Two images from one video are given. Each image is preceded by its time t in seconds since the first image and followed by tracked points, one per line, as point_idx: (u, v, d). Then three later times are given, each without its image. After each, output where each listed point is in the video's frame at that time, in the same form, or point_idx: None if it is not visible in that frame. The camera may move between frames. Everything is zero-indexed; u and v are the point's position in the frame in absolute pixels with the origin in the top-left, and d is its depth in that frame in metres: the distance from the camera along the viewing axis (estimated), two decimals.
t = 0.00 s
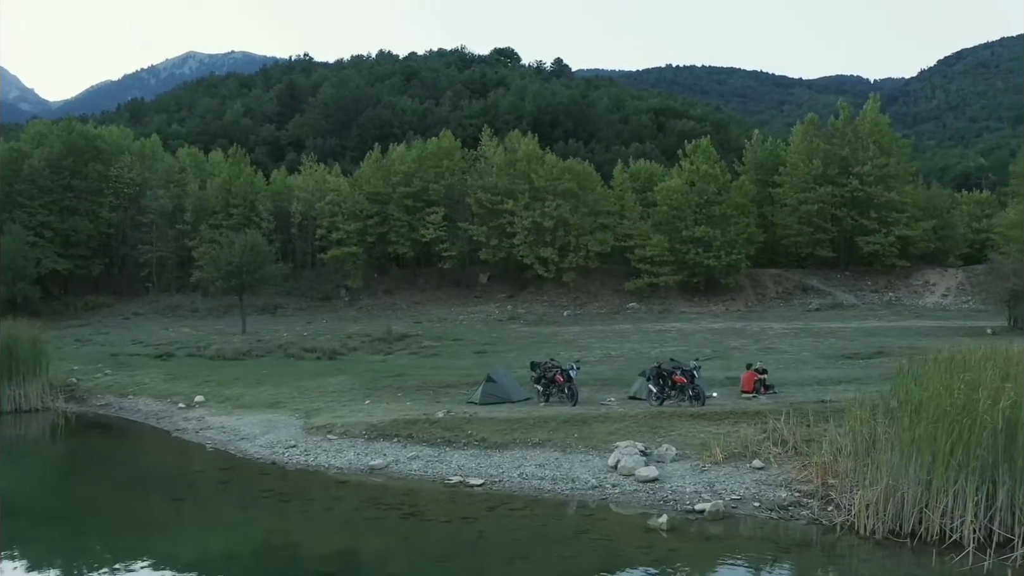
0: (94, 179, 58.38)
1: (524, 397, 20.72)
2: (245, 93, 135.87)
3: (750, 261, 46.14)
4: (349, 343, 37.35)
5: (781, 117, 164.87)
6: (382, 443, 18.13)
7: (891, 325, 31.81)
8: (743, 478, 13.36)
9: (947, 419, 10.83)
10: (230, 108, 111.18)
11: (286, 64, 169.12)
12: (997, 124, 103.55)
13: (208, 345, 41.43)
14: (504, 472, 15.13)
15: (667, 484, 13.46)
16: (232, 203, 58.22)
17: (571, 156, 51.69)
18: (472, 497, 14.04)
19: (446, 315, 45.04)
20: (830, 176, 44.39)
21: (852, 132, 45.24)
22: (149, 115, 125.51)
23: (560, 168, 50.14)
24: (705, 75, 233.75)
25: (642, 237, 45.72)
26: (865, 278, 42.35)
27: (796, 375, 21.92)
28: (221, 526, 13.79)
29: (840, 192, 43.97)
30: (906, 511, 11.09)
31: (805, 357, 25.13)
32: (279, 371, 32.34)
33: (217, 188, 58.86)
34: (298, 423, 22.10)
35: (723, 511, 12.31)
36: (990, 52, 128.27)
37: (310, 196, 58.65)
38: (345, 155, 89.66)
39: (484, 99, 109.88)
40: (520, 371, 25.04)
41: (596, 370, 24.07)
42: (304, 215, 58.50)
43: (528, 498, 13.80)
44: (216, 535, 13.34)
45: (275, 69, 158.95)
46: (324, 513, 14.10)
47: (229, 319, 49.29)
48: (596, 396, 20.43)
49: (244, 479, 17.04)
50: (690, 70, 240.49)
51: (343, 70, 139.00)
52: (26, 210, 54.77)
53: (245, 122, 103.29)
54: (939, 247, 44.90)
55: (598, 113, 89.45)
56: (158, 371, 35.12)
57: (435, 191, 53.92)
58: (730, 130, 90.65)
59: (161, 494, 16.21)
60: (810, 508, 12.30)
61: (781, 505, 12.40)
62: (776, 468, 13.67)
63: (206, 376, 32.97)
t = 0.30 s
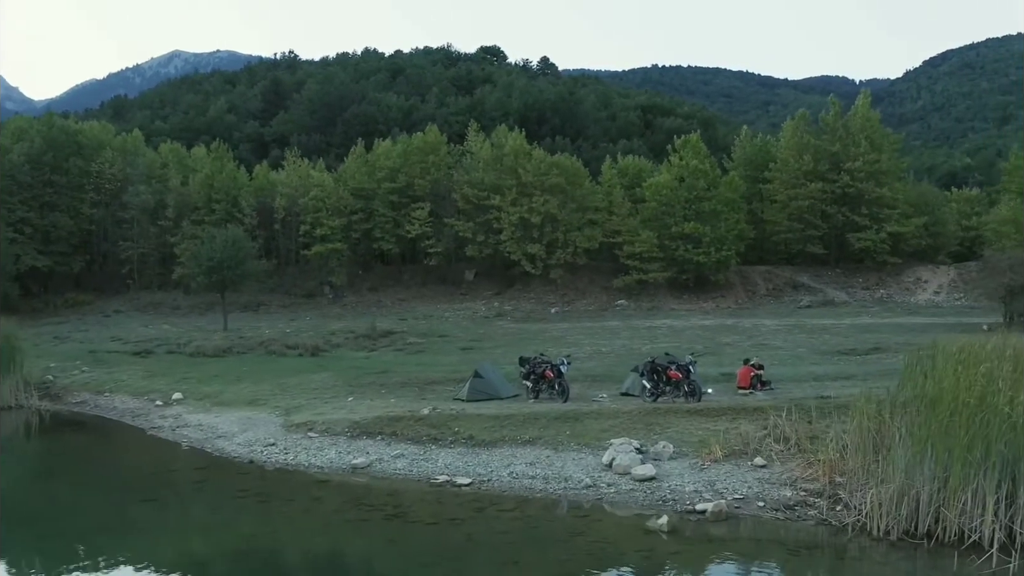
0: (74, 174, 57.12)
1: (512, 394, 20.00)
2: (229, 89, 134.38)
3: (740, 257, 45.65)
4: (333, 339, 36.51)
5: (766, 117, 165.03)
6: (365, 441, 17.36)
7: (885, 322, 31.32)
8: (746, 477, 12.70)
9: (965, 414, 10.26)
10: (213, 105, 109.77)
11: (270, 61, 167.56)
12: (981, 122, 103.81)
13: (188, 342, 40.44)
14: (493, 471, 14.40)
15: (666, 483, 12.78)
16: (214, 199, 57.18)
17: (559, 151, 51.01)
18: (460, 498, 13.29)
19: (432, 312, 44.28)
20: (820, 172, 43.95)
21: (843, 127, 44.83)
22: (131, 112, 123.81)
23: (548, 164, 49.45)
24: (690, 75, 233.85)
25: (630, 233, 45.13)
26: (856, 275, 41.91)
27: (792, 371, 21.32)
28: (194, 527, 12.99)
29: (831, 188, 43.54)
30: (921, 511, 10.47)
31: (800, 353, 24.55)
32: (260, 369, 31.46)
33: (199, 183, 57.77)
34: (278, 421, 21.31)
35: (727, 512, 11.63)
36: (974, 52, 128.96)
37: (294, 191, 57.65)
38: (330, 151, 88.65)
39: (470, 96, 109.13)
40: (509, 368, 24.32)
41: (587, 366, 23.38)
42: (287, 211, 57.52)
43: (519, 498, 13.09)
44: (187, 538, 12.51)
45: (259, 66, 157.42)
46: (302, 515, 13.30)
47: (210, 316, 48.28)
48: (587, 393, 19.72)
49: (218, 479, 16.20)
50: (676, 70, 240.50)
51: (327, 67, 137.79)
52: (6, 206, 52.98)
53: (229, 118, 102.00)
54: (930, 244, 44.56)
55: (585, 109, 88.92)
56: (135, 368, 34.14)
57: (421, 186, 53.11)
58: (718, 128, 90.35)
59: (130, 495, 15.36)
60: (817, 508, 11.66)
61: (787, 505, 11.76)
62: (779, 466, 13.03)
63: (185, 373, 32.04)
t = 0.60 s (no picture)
0: (61, 171, 56.03)
1: (504, 391, 19.46)
2: (216, 87, 133.24)
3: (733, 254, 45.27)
4: (321, 337, 35.90)
5: (756, 117, 164.96)
6: (352, 439, 16.78)
7: (881, 319, 30.94)
8: (748, 475, 12.23)
9: (981, 408, 9.85)
10: (201, 102, 108.77)
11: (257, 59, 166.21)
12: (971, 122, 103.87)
13: (173, 340, 39.74)
14: (486, 469, 13.86)
15: (665, 482, 12.28)
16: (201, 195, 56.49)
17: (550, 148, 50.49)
18: (450, 499, 12.73)
19: (421, 309, 43.69)
20: (814, 169, 43.62)
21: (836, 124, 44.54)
22: (118, 109, 122.46)
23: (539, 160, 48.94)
24: (680, 75, 233.81)
25: (622, 230, 44.73)
26: (849, 273, 41.57)
27: (789, 368, 20.88)
28: (174, 529, 12.40)
29: (824, 185, 43.22)
30: (934, 510, 10.02)
31: (797, 350, 24.11)
32: (246, 366, 30.81)
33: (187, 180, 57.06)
34: (262, 419, 20.69)
35: (731, 513, 11.13)
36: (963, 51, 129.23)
37: (282, 188, 56.95)
38: (319, 149, 87.82)
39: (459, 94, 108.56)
40: (501, 366, 23.76)
41: (580, 364, 22.88)
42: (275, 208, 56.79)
43: (513, 497, 12.57)
44: (165, 540, 11.90)
45: (248, 64, 156.27)
46: (285, 516, 12.70)
47: (197, 314, 47.54)
48: (581, 390, 19.18)
49: (200, 479, 15.59)
50: (666, 70, 240.34)
51: (316, 65, 136.89)
52: None
53: (217, 116, 100.99)
54: (924, 242, 44.29)
55: (576, 107, 88.49)
56: (119, 366, 33.43)
57: (411, 183, 52.50)
58: (708, 126, 90.07)
59: (106, 495, 14.72)
60: (825, 508, 11.19)
61: (793, 505, 11.27)
62: (782, 465, 12.55)
63: (169, 370, 31.38)
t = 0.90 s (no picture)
0: (47, 168, 55.05)
1: (496, 389, 18.96)
2: (204, 85, 132.08)
3: (725, 252, 44.90)
4: (308, 334, 35.28)
5: (746, 117, 164.87)
6: (338, 438, 16.20)
7: (877, 317, 30.57)
8: (751, 475, 11.75)
9: (998, 405, 9.44)
10: (189, 99, 107.75)
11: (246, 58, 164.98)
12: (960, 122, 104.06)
13: (158, 338, 39.02)
14: (477, 469, 13.33)
15: (665, 482, 11.77)
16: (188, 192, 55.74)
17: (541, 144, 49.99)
18: (439, 500, 12.16)
19: (411, 307, 43.10)
20: (807, 166, 43.30)
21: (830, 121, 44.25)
22: (105, 107, 121.14)
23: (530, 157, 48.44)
24: (670, 75, 233.71)
25: (614, 227, 44.27)
26: (842, 271, 41.24)
27: (787, 365, 20.45)
28: (150, 531, 11.81)
29: (817, 182, 42.89)
30: (949, 511, 9.55)
31: (793, 347, 23.71)
32: (232, 364, 30.16)
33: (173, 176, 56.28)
34: (246, 417, 20.08)
35: (735, 514, 10.64)
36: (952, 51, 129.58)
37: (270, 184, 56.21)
38: (308, 146, 87.04)
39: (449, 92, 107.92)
40: (491, 363, 23.24)
41: (573, 361, 22.39)
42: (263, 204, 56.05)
43: (506, 497, 12.06)
44: (140, 544, 11.31)
45: (236, 62, 155.12)
46: (267, 517, 12.11)
47: (183, 312, 46.78)
48: (575, 388, 18.69)
49: (179, 479, 14.99)
50: (656, 70, 240.26)
51: (305, 63, 135.92)
52: None
53: (205, 113, 99.99)
54: (918, 239, 44.01)
55: (567, 105, 88.05)
56: (102, 364, 32.71)
57: (400, 179, 51.89)
58: (699, 125, 89.81)
59: (81, 496, 14.08)
60: (832, 508, 10.72)
61: (799, 506, 10.80)
62: (786, 463, 12.09)
63: (153, 368, 30.69)
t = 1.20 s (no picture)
0: (28, 164, 53.94)
1: (484, 386, 18.32)
2: (189, 81, 130.69)
3: (715, 249, 44.44)
4: (292, 332, 34.51)
5: (733, 117, 164.78)
6: (320, 438, 15.51)
7: (871, 315, 30.13)
8: (754, 476, 11.17)
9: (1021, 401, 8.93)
10: (173, 96, 106.46)
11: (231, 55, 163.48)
12: (946, 122, 104.28)
13: (138, 336, 38.12)
14: (466, 470, 12.68)
15: (664, 483, 11.17)
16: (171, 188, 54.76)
17: (529, 140, 49.36)
18: (426, 503, 11.50)
19: (397, 305, 42.36)
20: (798, 163, 42.89)
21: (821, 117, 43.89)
22: (89, 104, 119.50)
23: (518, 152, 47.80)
24: (657, 74, 233.63)
25: (603, 224, 43.74)
26: (834, 269, 40.85)
27: (783, 362, 19.90)
28: (119, 536, 11.08)
29: (808, 179, 42.50)
30: (968, 514, 9.02)
31: (788, 344, 23.17)
32: (213, 362, 29.36)
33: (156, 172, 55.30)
34: (225, 416, 19.35)
35: (741, 517, 10.04)
36: (937, 51, 130.05)
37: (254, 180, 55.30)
38: (293, 143, 86.05)
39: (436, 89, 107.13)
40: (479, 360, 22.59)
41: (563, 358, 21.77)
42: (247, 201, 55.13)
43: (497, 500, 11.42)
44: (107, 551, 10.56)
45: (221, 59, 153.63)
46: (244, 522, 11.40)
47: (164, 310, 45.86)
48: (567, 385, 18.07)
49: (151, 481, 14.24)
50: (643, 70, 240.18)
51: (291, 60, 134.75)
52: None
53: (190, 110, 98.76)
54: (910, 237, 43.65)
55: (555, 102, 87.47)
56: (80, 361, 31.82)
57: (386, 175, 51.12)
58: (687, 123, 89.47)
59: (46, 497, 13.31)
60: (842, 511, 10.15)
61: (807, 509, 10.22)
62: (791, 464, 11.51)
63: (133, 366, 29.86)
